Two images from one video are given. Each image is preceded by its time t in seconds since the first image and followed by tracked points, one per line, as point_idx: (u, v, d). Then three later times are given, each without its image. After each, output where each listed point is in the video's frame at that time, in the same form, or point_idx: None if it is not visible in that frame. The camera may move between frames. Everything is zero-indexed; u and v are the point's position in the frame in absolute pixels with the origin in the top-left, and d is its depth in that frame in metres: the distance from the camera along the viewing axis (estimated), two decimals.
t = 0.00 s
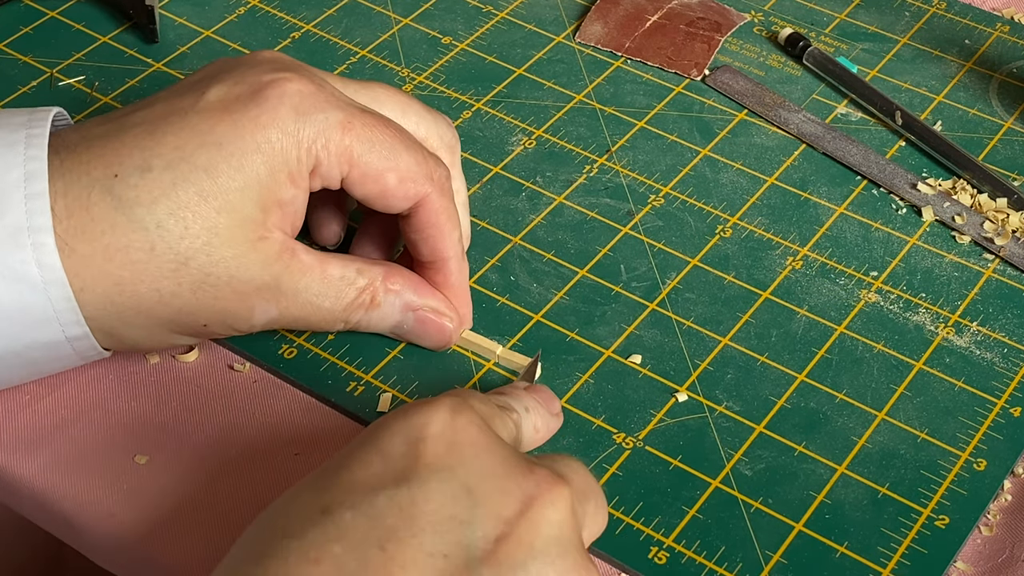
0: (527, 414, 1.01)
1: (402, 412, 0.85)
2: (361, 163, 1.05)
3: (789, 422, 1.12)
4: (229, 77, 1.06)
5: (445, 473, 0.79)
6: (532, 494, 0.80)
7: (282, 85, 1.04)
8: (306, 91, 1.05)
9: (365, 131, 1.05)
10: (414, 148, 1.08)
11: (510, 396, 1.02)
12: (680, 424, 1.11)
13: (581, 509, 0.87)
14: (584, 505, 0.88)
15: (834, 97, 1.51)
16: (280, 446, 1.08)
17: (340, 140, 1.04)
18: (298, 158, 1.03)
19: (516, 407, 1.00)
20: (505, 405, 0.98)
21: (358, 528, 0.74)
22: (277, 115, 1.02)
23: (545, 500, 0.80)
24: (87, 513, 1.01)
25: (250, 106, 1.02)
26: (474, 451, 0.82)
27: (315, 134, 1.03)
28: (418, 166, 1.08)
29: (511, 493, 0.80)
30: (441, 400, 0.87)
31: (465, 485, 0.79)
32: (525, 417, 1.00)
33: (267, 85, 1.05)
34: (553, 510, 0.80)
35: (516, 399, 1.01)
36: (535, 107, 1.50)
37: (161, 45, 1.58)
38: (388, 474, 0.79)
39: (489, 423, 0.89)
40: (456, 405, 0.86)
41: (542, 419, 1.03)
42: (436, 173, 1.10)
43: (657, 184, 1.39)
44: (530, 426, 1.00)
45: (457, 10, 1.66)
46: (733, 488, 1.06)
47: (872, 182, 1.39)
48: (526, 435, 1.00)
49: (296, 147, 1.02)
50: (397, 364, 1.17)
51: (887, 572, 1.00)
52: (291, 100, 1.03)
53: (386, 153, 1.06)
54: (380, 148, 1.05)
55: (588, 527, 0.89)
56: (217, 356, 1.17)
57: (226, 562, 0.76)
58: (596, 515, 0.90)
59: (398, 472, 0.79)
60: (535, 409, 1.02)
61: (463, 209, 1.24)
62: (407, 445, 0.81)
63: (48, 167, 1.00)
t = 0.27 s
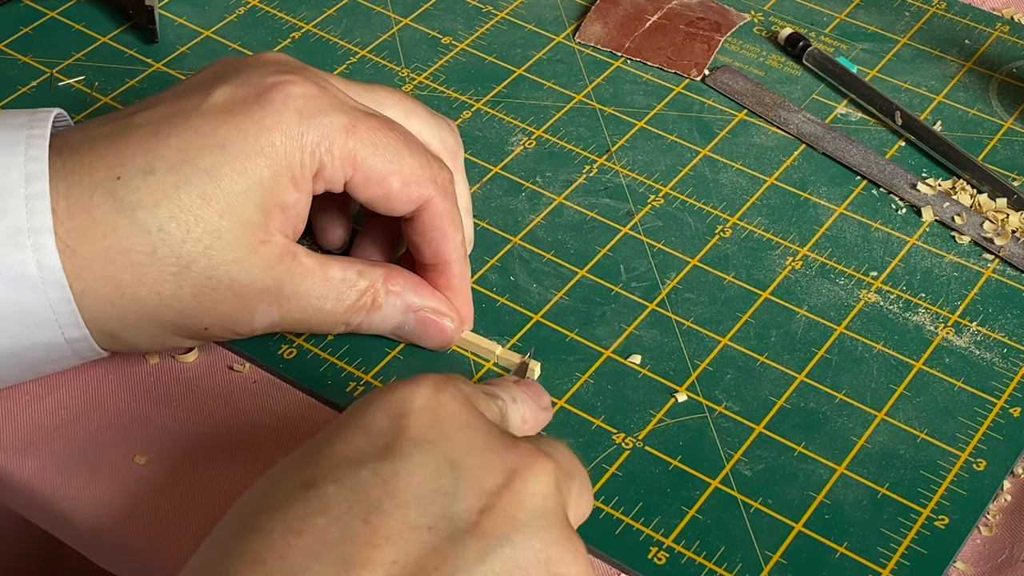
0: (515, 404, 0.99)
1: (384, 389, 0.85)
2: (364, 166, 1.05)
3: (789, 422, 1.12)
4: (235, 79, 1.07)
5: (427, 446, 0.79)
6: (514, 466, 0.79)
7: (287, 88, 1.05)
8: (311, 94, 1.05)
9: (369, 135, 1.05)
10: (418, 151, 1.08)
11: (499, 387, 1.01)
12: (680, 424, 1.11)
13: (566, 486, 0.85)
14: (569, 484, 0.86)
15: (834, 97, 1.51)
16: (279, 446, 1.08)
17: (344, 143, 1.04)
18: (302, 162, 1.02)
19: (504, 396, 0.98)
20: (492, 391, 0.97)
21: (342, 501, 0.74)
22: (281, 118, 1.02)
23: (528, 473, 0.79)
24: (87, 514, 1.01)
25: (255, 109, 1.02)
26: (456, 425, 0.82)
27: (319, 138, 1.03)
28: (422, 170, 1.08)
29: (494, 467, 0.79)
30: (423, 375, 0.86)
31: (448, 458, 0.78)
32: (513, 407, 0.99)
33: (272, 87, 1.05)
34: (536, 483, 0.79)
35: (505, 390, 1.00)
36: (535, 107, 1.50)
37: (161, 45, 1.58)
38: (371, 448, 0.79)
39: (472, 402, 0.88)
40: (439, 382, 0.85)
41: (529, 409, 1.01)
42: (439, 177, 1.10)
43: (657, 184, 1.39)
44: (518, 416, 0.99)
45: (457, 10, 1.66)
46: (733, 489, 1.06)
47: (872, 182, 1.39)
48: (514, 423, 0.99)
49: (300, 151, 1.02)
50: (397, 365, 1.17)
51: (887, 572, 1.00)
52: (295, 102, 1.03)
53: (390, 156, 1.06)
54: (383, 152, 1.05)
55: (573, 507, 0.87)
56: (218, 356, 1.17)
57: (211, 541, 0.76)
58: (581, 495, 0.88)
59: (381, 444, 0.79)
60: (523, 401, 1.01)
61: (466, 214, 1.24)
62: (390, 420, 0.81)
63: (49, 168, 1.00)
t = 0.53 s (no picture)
0: (505, 403, 0.99)
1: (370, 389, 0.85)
2: (367, 166, 1.05)
3: (789, 422, 1.12)
4: (238, 78, 1.07)
5: (411, 446, 0.79)
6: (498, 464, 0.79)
7: (290, 88, 1.05)
8: (314, 93, 1.05)
9: (373, 135, 1.05)
10: (421, 152, 1.08)
11: (489, 385, 1.01)
12: (680, 424, 1.11)
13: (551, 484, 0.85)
14: (554, 482, 0.86)
15: (834, 97, 1.51)
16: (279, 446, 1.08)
17: (347, 143, 1.04)
18: (305, 161, 1.03)
19: (493, 395, 0.98)
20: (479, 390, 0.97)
21: (326, 501, 0.75)
22: (285, 118, 1.02)
23: (512, 471, 0.79)
24: (86, 514, 1.01)
25: (258, 108, 1.02)
26: (441, 425, 0.82)
27: (322, 138, 1.03)
28: (425, 170, 1.07)
29: (478, 465, 0.79)
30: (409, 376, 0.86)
31: (431, 457, 0.79)
32: (503, 406, 0.99)
33: (275, 87, 1.05)
34: (519, 481, 0.79)
35: (494, 388, 1.00)
36: (535, 107, 1.50)
37: (161, 45, 1.58)
38: (355, 447, 0.79)
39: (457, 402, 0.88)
40: (424, 382, 0.85)
41: (520, 408, 1.01)
42: (442, 177, 1.10)
43: (657, 184, 1.39)
44: (507, 415, 0.99)
45: (457, 10, 1.66)
46: (733, 488, 1.06)
47: (872, 182, 1.39)
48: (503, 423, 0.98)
49: (303, 150, 1.02)
50: (396, 364, 1.17)
51: (887, 572, 1.00)
52: (299, 102, 1.04)
53: (392, 156, 1.06)
54: (386, 152, 1.05)
55: (560, 505, 0.87)
56: (218, 356, 1.17)
57: (201, 539, 0.78)
58: (569, 493, 0.89)
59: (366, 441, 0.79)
60: (512, 399, 1.01)
61: (468, 215, 1.24)
62: (374, 419, 0.81)
63: (50, 168, 1.00)
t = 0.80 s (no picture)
0: (494, 405, 0.99)
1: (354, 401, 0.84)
2: (369, 166, 1.05)
3: (789, 423, 1.12)
4: (240, 78, 1.07)
5: (396, 459, 0.78)
6: (483, 477, 0.80)
7: (294, 88, 1.05)
8: (317, 94, 1.05)
9: (375, 135, 1.05)
10: (423, 152, 1.09)
11: (478, 388, 1.00)
12: (680, 424, 1.11)
13: (536, 492, 0.86)
14: (540, 490, 0.87)
15: (834, 97, 1.51)
16: (278, 446, 1.08)
17: (350, 144, 1.04)
18: (308, 162, 1.03)
19: (482, 399, 0.98)
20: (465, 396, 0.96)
21: (312, 515, 0.74)
22: (287, 118, 1.02)
23: (496, 483, 0.80)
24: (87, 514, 1.01)
25: (261, 109, 1.02)
26: (426, 437, 0.81)
27: (325, 137, 1.03)
28: (426, 171, 1.08)
29: (464, 478, 0.80)
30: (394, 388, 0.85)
31: (417, 470, 0.78)
32: (490, 407, 0.98)
33: (278, 86, 1.05)
34: (503, 494, 0.80)
35: (483, 391, 1.00)
36: (535, 107, 1.50)
37: (160, 45, 1.58)
38: (340, 461, 0.78)
39: (443, 411, 0.88)
40: (410, 394, 0.85)
41: (511, 408, 1.01)
42: (443, 177, 1.10)
43: (657, 184, 1.39)
44: (496, 418, 0.99)
45: (457, 10, 1.66)
46: (733, 489, 1.06)
47: (872, 182, 1.39)
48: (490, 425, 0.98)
49: (306, 150, 1.02)
50: (396, 364, 1.17)
51: (887, 572, 1.00)
52: (302, 103, 1.04)
53: (394, 157, 1.06)
54: (388, 152, 1.05)
55: (545, 511, 0.88)
56: (218, 356, 1.17)
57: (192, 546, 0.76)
58: (554, 498, 0.90)
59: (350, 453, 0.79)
60: (502, 401, 1.00)
61: (469, 216, 1.24)
62: (360, 432, 0.80)
63: (52, 169, 1.00)
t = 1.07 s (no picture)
0: (496, 405, 0.99)
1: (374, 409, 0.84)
2: (367, 165, 1.05)
3: (789, 422, 1.12)
4: (239, 77, 1.06)
5: (417, 473, 0.78)
6: (503, 497, 0.80)
7: (292, 86, 1.05)
8: (315, 92, 1.05)
9: (373, 134, 1.05)
10: (421, 150, 1.09)
11: (481, 386, 1.01)
12: (680, 424, 1.11)
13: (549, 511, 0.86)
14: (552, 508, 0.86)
15: (834, 97, 1.51)
16: (278, 445, 1.08)
17: (348, 141, 1.04)
18: (307, 159, 1.02)
19: (487, 400, 0.98)
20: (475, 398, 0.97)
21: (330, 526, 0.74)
22: (286, 116, 1.02)
23: (516, 504, 0.80)
24: (88, 514, 1.01)
25: (260, 107, 1.02)
26: (447, 451, 0.81)
27: (324, 135, 1.03)
28: (424, 168, 1.08)
29: (484, 495, 0.80)
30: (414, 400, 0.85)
31: (437, 485, 0.78)
32: (494, 408, 0.99)
33: (276, 85, 1.05)
34: (521, 514, 0.80)
35: (486, 389, 1.00)
36: (535, 107, 1.50)
37: (160, 45, 1.58)
38: (362, 471, 0.78)
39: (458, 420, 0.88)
40: (431, 409, 0.85)
41: (509, 408, 1.02)
42: (441, 175, 1.10)
43: (657, 184, 1.39)
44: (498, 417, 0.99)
45: (457, 10, 1.66)
46: (733, 489, 1.06)
47: (872, 182, 1.39)
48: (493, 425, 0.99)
49: (305, 148, 1.02)
50: (397, 364, 1.17)
51: (887, 572, 1.00)
52: (300, 101, 1.03)
53: (392, 154, 1.06)
54: (386, 150, 1.05)
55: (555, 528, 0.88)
56: (218, 356, 1.17)
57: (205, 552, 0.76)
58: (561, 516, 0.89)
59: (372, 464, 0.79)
60: (504, 400, 1.01)
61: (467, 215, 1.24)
62: (381, 443, 0.80)
63: (50, 167, 1.00)
